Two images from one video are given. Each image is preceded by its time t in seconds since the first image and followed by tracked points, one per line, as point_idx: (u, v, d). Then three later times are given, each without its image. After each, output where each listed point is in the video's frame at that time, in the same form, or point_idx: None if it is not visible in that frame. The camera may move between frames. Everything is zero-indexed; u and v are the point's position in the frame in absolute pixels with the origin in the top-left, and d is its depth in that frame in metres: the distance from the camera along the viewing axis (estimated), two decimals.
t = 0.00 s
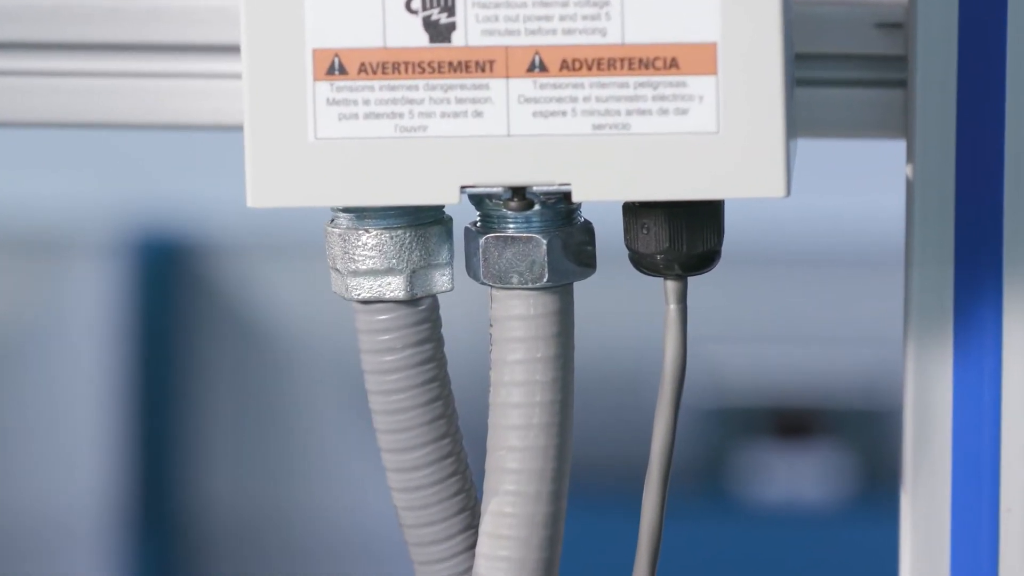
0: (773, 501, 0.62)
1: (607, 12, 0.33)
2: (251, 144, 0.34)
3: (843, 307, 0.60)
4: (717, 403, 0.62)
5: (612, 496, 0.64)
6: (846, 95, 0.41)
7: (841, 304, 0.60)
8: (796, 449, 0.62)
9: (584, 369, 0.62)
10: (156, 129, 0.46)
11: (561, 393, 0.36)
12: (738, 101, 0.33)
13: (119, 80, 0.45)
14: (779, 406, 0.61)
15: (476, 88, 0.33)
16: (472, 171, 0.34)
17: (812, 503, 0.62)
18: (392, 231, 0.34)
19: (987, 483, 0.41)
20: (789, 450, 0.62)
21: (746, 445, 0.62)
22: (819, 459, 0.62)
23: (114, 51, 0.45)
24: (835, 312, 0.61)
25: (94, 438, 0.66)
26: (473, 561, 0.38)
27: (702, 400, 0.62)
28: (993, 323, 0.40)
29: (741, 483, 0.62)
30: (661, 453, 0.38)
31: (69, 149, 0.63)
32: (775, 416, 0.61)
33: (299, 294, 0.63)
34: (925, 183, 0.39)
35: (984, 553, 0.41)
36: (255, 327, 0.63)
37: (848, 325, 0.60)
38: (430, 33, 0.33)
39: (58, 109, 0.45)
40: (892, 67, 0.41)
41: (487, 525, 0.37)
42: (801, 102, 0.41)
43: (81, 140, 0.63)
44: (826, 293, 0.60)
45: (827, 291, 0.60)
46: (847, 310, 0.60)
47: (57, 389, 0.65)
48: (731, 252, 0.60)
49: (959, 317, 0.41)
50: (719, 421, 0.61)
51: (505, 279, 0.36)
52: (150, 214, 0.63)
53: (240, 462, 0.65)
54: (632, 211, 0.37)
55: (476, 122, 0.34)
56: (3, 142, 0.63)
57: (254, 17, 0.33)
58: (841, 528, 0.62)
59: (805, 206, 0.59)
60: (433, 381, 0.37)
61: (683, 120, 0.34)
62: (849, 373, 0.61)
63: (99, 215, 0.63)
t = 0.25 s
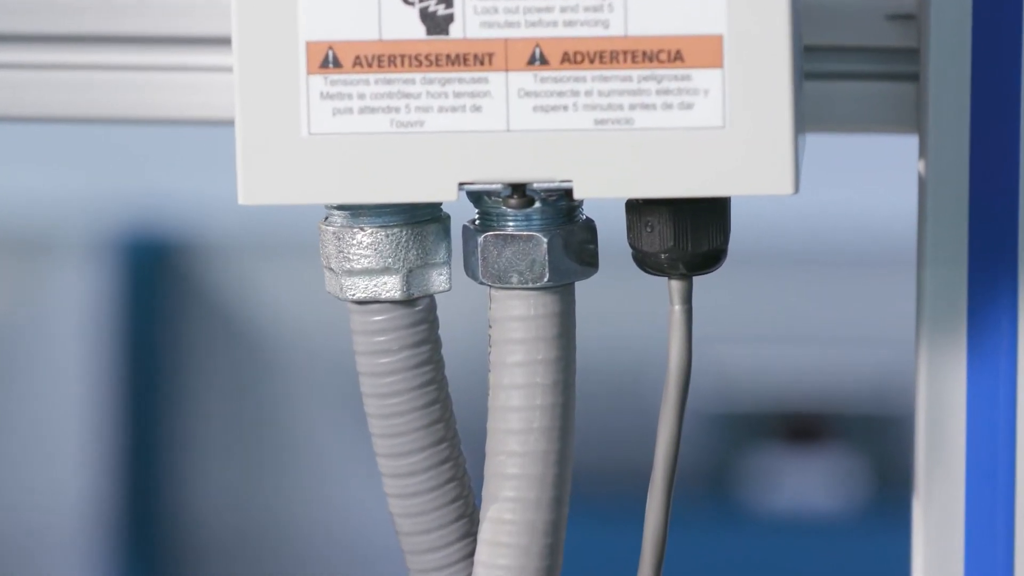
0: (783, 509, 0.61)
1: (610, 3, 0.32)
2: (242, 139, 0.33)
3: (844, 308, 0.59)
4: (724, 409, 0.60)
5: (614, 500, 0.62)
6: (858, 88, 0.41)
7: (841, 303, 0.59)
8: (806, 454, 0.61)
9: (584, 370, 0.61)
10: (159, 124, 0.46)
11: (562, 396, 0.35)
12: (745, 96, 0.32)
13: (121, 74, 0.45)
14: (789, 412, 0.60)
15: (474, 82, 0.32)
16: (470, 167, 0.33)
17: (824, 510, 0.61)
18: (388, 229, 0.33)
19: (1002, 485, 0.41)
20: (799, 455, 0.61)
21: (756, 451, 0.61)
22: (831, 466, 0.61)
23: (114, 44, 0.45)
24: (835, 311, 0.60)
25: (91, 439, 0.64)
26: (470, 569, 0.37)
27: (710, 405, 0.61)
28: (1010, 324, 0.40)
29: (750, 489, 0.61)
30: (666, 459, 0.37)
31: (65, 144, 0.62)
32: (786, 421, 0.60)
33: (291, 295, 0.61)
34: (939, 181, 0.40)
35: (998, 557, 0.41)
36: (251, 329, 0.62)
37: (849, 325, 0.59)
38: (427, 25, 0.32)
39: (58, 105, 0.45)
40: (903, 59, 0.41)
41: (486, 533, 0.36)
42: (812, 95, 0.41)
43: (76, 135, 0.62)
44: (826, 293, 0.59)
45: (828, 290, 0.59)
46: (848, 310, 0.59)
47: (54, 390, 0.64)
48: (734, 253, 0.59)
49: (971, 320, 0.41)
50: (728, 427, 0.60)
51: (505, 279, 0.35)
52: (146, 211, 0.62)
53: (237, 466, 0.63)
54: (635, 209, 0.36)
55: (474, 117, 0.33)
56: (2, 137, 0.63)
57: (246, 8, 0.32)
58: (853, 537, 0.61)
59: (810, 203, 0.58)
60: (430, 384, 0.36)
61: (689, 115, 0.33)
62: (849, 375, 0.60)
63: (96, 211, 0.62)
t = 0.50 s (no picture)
0: (795, 517, 0.60)
1: None
2: (232, 133, 0.32)
3: (844, 308, 0.58)
4: (732, 414, 0.59)
5: (618, 507, 0.61)
6: (867, 82, 0.41)
7: (842, 303, 0.58)
8: (817, 461, 0.60)
9: (586, 371, 0.60)
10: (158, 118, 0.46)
11: (563, 400, 0.34)
12: (752, 90, 0.31)
13: (120, 66, 0.45)
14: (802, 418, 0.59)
15: (472, 75, 0.31)
16: (468, 163, 0.32)
17: (837, 519, 0.60)
18: (384, 227, 0.32)
19: (1017, 490, 0.41)
20: (811, 462, 0.60)
21: (767, 458, 0.60)
22: (843, 473, 0.60)
23: (114, 36, 0.44)
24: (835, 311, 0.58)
25: (86, 442, 0.63)
26: None
27: (716, 410, 0.59)
28: None
29: (763, 499, 0.60)
30: (670, 465, 0.36)
31: (61, 139, 0.61)
32: (797, 428, 0.59)
33: (285, 295, 0.60)
34: (953, 175, 0.40)
35: (1012, 562, 0.41)
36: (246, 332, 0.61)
37: (849, 325, 0.58)
38: (424, 16, 0.31)
39: (60, 100, 0.45)
40: (914, 51, 0.41)
41: (485, 541, 0.35)
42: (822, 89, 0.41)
43: (72, 130, 0.60)
44: (826, 293, 0.58)
45: (828, 291, 0.58)
46: (848, 310, 0.58)
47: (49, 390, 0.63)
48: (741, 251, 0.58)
49: (986, 320, 0.41)
50: (741, 435, 0.59)
51: (504, 279, 0.34)
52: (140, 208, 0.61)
53: (234, 471, 0.62)
54: (639, 206, 0.35)
55: (473, 111, 0.31)
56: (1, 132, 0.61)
57: None
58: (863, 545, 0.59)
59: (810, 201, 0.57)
60: (427, 387, 0.35)
61: (694, 110, 0.31)
62: (848, 376, 0.59)
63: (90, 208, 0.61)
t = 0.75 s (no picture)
0: (806, 520, 0.59)
1: None
2: (223, 127, 0.31)
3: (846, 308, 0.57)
4: (739, 415, 0.58)
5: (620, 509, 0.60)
6: (877, 74, 0.40)
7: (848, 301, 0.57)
8: (829, 463, 0.59)
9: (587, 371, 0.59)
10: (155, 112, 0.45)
11: (565, 403, 0.34)
12: (760, 83, 0.30)
13: (121, 60, 0.44)
14: (813, 420, 0.58)
15: (471, 68, 0.30)
16: (466, 158, 0.31)
17: (850, 524, 0.59)
18: (380, 224, 0.31)
19: None
20: (822, 465, 0.59)
21: (777, 459, 0.59)
22: (855, 477, 0.59)
23: (107, 27, 0.43)
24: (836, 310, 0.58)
25: (82, 444, 0.62)
26: None
27: (722, 413, 0.58)
28: None
29: (773, 501, 0.59)
30: (675, 470, 0.35)
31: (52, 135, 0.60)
32: (809, 430, 0.58)
33: (281, 294, 0.59)
34: (966, 172, 0.39)
35: None
36: (244, 333, 0.60)
37: (851, 325, 0.57)
38: (421, 7, 0.30)
39: (58, 92, 0.44)
40: (925, 43, 0.40)
41: (484, 548, 0.34)
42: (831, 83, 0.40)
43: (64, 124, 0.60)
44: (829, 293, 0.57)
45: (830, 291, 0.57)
46: (851, 310, 0.57)
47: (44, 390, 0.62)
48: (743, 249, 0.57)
49: (1001, 320, 0.40)
50: (750, 437, 0.58)
51: (504, 278, 0.33)
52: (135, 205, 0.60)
53: (231, 474, 0.61)
54: (643, 203, 0.34)
55: (471, 105, 0.31)
56: None
57: None
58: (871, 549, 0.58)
59: (814, 200, 0.56)
60: (424, 391, 0.34)
61: (700, 104, 0.30)
62: (852, 377, 0.58)
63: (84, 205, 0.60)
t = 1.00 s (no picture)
0: (817, 526, 0.57)
1: None
2: (213, 122, 0.30)
3: (850, 308, 0.56)
4: (749, 420, 0.57)
5: (624, 515, 0.59)
6: (887, 67, 0.39)
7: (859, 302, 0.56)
8: (840, 471, 0.57)
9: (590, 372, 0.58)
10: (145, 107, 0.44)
11: (566, 407, 0.33)
12: (769, 76, 0.29)
13: (111, 53, 0.43)
14: (824, 424, 0.57)
15: (470, 61, 0.29)
16: (464, 153, 0.30)
17: (863, 531, 0.57)
18: (375, 222, 0.30)
19: None
20: (834, 473, 0.57)
21: (789, 465, 0.57)
22: (868, 483, 0.57)
23: (98, 18, 0.42)
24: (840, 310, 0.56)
25: (73, 450, 0.61)
26: None
27: (729, 419, 0.57)
28: None
29: (784, 507, 0.57)
30: (681, 475, 0.34)
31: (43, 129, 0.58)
32: (821, 434, 0.57)
33: (275, 295, 0.58)
34: (983, 166, 0.38)
35: None
36: (237, 336, 0.59)
37: (854, 326, 0.56)
38: None
39: (46, 86, 0.43)
40: (938, 34, 0.39)
41: (484, 558, 0.33)
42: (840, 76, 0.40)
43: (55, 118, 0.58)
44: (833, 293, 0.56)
45: (836, 291, 0.55)
46: (857, 311, 0.56)
47: (33, 396, 0.61)
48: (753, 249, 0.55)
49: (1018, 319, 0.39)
50: (761, 442, 0.57)
51: (503, 278, 0.32)
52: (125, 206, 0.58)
53: (227, 479, 0.60)
54: (648, 201, 0.33)
55: (470, 99, 0.29)
56: None
57: None
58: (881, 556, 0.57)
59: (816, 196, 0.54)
60: (421, 395, 0.33)
61: (706, 98, 0.29)
62: (856, 378, 0.56)
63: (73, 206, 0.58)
